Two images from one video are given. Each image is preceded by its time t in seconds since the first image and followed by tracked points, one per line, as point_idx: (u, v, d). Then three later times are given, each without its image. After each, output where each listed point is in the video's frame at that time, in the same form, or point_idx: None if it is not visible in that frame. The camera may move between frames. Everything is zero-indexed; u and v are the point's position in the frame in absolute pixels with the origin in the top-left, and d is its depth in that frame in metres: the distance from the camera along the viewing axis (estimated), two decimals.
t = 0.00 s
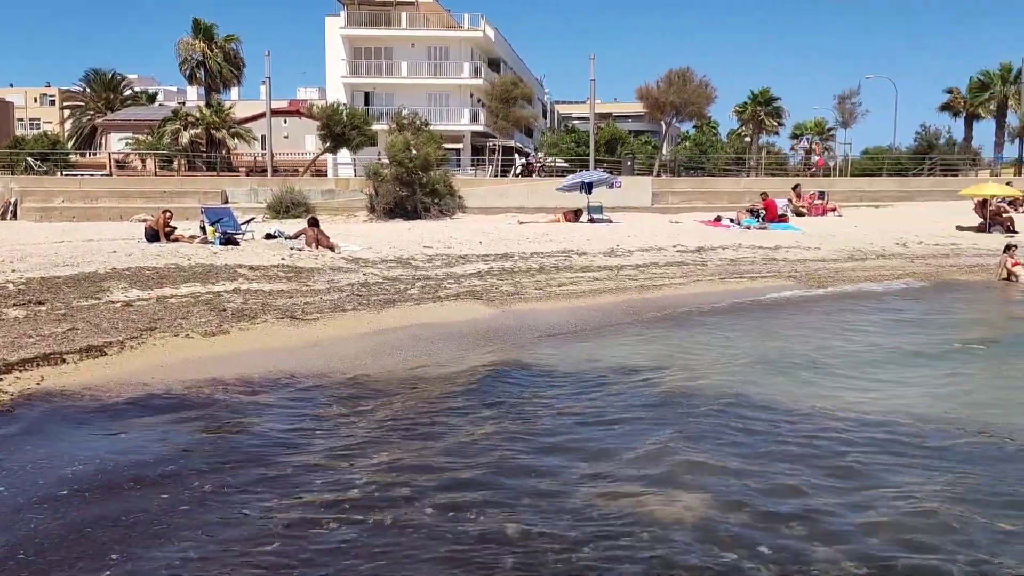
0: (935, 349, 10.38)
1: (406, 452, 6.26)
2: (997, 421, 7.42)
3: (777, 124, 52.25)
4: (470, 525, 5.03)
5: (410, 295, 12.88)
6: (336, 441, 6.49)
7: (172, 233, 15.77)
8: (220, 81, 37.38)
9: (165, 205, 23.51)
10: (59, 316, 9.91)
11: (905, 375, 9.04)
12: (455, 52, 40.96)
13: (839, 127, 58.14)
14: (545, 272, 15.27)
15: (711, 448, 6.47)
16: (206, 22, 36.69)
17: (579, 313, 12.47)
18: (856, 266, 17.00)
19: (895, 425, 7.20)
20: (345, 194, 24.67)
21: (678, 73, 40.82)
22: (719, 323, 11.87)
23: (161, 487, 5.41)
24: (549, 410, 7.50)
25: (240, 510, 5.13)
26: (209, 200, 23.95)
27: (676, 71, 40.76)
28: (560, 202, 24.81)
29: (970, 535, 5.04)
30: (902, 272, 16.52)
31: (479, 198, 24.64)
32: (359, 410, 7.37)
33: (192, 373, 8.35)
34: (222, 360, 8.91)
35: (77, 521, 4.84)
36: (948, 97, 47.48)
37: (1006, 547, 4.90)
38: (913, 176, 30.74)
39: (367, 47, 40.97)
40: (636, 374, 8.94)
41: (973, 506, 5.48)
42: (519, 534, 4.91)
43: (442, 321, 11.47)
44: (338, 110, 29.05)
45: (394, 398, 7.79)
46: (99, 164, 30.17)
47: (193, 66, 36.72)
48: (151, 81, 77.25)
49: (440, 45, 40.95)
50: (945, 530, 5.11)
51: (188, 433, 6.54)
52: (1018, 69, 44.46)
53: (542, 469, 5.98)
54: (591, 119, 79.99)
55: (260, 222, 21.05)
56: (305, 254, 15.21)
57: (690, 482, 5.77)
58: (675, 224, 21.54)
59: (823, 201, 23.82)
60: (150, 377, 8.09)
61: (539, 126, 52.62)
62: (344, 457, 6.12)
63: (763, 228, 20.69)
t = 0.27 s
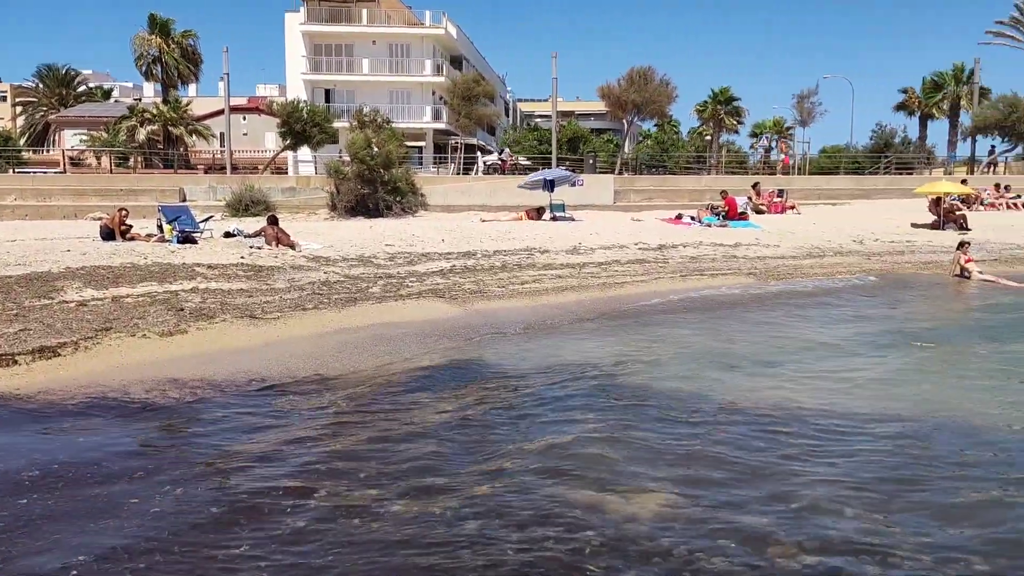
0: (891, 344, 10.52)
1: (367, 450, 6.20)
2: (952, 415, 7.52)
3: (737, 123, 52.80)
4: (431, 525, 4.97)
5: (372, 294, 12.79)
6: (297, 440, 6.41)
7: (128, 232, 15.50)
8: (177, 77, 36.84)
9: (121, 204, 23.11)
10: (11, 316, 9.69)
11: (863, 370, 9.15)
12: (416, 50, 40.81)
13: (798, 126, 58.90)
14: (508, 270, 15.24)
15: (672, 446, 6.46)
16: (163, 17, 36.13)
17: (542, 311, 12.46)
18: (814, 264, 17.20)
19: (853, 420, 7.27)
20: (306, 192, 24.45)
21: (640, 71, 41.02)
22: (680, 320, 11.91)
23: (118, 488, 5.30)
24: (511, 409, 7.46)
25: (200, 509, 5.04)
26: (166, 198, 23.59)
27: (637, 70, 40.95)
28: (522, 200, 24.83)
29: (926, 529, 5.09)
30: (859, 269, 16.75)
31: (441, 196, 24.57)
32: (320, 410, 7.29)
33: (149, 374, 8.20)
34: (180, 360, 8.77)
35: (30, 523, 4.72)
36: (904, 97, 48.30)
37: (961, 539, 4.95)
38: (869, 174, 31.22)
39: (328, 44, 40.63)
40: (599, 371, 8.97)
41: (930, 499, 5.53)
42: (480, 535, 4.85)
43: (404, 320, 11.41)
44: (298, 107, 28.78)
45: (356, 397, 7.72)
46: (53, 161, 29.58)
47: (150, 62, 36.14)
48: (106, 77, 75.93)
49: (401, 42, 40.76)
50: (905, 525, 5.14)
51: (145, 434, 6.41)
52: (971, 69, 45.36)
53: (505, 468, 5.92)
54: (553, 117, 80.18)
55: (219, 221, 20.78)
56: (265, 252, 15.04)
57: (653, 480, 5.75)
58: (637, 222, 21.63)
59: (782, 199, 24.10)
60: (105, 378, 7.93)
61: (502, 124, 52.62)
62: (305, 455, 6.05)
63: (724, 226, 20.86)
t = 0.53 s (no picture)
0: (850, 340, 10.69)
1: (329, 451, 6.15)
2: (910, 408, 7.65)
3: (698, 122, 53.28)
4: (397, 524, 4.93)
5: (334, 293, 12.69)
6: (258, 441, 6.34)
7: (84, 230, 15.22)
8: (135, 74, 36.26)
9: (77, 201, 22.69)
10: None
11: (823, 366, 9.27)
12: (378, 47, 40.59)
13: (758, 125, 59.56)
14: (471, 269, 15.21)
15: (637, 443, 6.49)
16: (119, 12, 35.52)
17: (505, 309, 12.46)
18: (775, 261, 17.42)
19: (814, 415, 7.36)
20: (266, 190, 24.21)
21: (602, 70, 41.17)
22: (643, 319, 11.98)
23: (73, 491, 5.20)
24: (476, 408, 7.45)
25: (158, 512, 4.97)
26: (124, 196, 23.21)
27: (599, 69, 41.09)
28: (485, 199, 24.82)
29: (885, 519, 5.17)
30: (818, 267, 17.00)
31: (404, 195, 24.48)
32: (282, 411, 7.21)
33: (105, 376, 8.05)
34: (138, 361, 8.62)
35: None
36: (860, 97, 49.07)
37: (921, 530, 5.04)
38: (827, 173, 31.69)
39: (289, 41, 40.24)
40: (563, 369, 8.98)
41: (890, 491, 5.62)
42: (447, 534, 4.83)
43: (367, 319, 11.33)
44: (258, 104, 28.46)
45: (318, 398, 7.65)
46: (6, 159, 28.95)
47: (106, 58, 35.52)
48: (60, 73, 74.51)
49: (363, 40, 40.51)
50: (866, 517, 5.22)
51: (102, 437, 6.30)
52: (925, 70, 46.23)
53: (470, 467, 5.91)
54: (516, 116, 80.25)
55: (178, 220, 20.49)
56: (225, 251, 14.86)
57: (619, 478, 5.77)
58: (599, 220, 21.72)
59: (743, 198, 24.36)
60: (60, 380, 7.77)
61: (465, 122, 52.52)
62: (267, 457, 5.98)
63: (686, 224, 21.04)
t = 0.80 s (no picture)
0: (808, 337, 10.85)
1: (288, 454, 6.12)
2: (865, 403, 7.79)
3: (661, 121, 53.67)
4: (357, 529, 4.93)
5: (296, 293, 12.58)
6: (217, 445, 6.28)
7: (39, 230, 14.93)
8: (91, 70, 35.61)
9: (32, 200, 22.21)
10: None
11: (782, 362, 9.41)
12: (341, 45, 40.30)
13: (719, 124, 60.13)
14: (434, 268, 15.19)
15: (597, 442, 6.54)
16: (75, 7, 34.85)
17: (468, 308, 12.44)
18: (735, 260, 17.63)
19: (771, 411, 7.47)
20: (227, 189, 23.93)
21: (565, 69, 41.28)
22: (605, 317, 12.05)
23: (25, 500, 5.12)
24: (438, 408, 7.45)
25: (112, 522, 4.92)
26: (80, 195, 22.79)
27: (562, 68, 41.20)
28: (449, 197, 24.77)
29: (839, 515, 5.27)
30: (778, 265, 17.24)
31: (367, 193, 24.35)
32: (241, 413, 7.13)
33: (59, 378, 7.90)
34: (94, 363, 8.48)
35: None
36: (820, 97, 49.76)
37: (873, 523, 5.14)
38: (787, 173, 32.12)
39: (249, 38, 39.79)
40: (526, 368, 8.99)
41: (845, 487, 5.72)
42: (407, 537, 4.84)
43: (328, 319, 11.24)
44: (218, 102, 28.10)
45: (278, 399, 7.59)
46: None
47: (61, 54, 34.85)
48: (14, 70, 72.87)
49: (325, 37, 40.20)
50: (819, 511, 5.32)
51: (55, 441, 6.19)
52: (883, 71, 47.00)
53: (431, 468, 5.92)
54: (480, 114, 80.17)
55: (135, 218, 20.16)
56: (184, 251, 14.66)
57: (578, 477, 5.82)
58: (563, 219, 21.77)
59: (705, 197, 24.58)
60: (14, 383, 7.62)
61: (428, 121, 52.36)
62: (223, 462, 5.93)
63: (648, 223, 21.20)
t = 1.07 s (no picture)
0: (770, 334, 10.96)
1: (251, 454, 6.05)
2: (825, 398, 7.88)
3: (624, 120, 53.95)
4: (319, 531, 4.86)
5: (257, 292, 12.45)
6: (177, 446, 6.20)
7: None
8: (46, 66, 34.91)
9: None
10: None
11: (744, 359, 9.48)
12: (302, 42, 39.95)
13: (682, 123, 60.61)
14: (398, 266, 15.10)
15: (562, 440, 6.53)
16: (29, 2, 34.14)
17: (432, 306, 12.40)
18: (698, 257, 17.76)
19: (734, 407, 7.52)
20: (187, 187, 23.61)
21: (528, 67, 41.30)
22: (570, 315, 12.06)
23: None
24: (402, 408, 7.39)
25: (71, 524, 4.84)
26: (35, 193, 22.34)
27: (526, 66, 41.23)
28: (412, 196, 24.68)
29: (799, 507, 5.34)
30: (740, 262, 17.41)
31: (330, 192, 24.17)
32: (202, 413, 7.05)
33: (13, 380, 7.73)
34: (49, 364, 8.31)
35: None
36: (780, 97, 50.36)
37: (835, 516, 5.19)
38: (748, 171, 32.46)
39: (209, 34, 39.27)
40: (491, 366, 8.99)
41: (805, 479, 5.80)
42: (370, 540, 4.78)
43: (290, 318, 11.14)
44: (177, 99, 27.70)
45: (239, 399, 7.52)
46: None
47: (14, 49, 34.12)
48: None
49: (286, 34, 39.82)
50: (783, 506, 5.35)
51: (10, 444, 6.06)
52: (841, 70, 47.70)
53: (395, 469, 5.86)
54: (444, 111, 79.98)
55: (93, 217, 19.82)
56: (142, 250, 14.43)
57: (543, 476, 5.80)
58: (527, 217, 21.80)
59: (667, 195, 24.77)
60: None
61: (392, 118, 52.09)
62: (184, 464, 5.85)
63: (612, 221, 21.29)
